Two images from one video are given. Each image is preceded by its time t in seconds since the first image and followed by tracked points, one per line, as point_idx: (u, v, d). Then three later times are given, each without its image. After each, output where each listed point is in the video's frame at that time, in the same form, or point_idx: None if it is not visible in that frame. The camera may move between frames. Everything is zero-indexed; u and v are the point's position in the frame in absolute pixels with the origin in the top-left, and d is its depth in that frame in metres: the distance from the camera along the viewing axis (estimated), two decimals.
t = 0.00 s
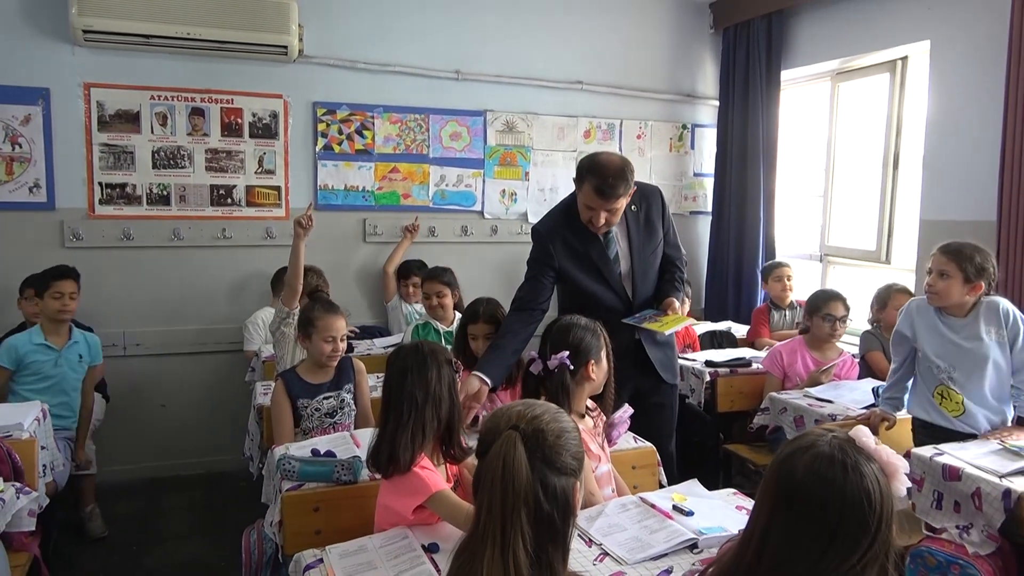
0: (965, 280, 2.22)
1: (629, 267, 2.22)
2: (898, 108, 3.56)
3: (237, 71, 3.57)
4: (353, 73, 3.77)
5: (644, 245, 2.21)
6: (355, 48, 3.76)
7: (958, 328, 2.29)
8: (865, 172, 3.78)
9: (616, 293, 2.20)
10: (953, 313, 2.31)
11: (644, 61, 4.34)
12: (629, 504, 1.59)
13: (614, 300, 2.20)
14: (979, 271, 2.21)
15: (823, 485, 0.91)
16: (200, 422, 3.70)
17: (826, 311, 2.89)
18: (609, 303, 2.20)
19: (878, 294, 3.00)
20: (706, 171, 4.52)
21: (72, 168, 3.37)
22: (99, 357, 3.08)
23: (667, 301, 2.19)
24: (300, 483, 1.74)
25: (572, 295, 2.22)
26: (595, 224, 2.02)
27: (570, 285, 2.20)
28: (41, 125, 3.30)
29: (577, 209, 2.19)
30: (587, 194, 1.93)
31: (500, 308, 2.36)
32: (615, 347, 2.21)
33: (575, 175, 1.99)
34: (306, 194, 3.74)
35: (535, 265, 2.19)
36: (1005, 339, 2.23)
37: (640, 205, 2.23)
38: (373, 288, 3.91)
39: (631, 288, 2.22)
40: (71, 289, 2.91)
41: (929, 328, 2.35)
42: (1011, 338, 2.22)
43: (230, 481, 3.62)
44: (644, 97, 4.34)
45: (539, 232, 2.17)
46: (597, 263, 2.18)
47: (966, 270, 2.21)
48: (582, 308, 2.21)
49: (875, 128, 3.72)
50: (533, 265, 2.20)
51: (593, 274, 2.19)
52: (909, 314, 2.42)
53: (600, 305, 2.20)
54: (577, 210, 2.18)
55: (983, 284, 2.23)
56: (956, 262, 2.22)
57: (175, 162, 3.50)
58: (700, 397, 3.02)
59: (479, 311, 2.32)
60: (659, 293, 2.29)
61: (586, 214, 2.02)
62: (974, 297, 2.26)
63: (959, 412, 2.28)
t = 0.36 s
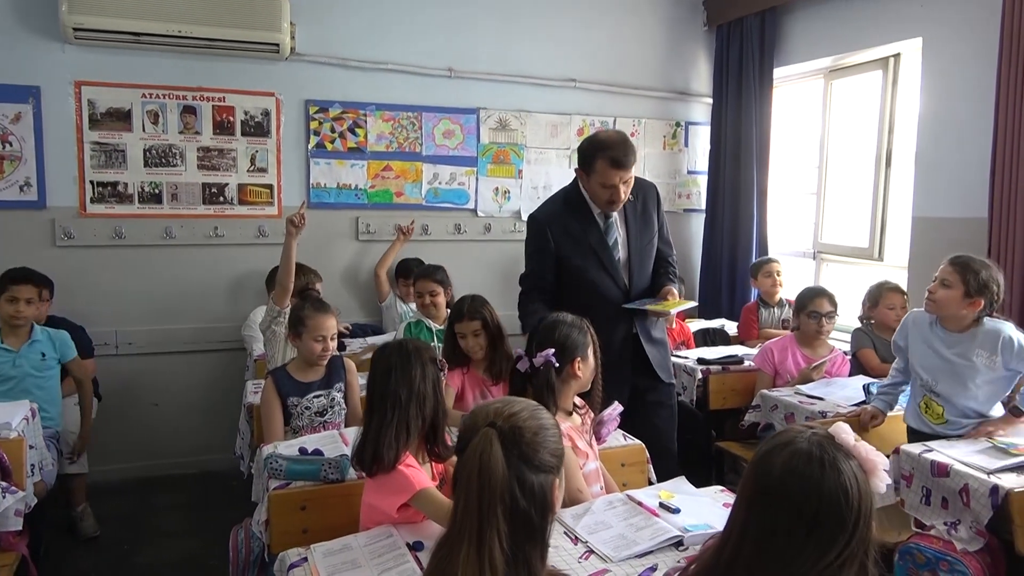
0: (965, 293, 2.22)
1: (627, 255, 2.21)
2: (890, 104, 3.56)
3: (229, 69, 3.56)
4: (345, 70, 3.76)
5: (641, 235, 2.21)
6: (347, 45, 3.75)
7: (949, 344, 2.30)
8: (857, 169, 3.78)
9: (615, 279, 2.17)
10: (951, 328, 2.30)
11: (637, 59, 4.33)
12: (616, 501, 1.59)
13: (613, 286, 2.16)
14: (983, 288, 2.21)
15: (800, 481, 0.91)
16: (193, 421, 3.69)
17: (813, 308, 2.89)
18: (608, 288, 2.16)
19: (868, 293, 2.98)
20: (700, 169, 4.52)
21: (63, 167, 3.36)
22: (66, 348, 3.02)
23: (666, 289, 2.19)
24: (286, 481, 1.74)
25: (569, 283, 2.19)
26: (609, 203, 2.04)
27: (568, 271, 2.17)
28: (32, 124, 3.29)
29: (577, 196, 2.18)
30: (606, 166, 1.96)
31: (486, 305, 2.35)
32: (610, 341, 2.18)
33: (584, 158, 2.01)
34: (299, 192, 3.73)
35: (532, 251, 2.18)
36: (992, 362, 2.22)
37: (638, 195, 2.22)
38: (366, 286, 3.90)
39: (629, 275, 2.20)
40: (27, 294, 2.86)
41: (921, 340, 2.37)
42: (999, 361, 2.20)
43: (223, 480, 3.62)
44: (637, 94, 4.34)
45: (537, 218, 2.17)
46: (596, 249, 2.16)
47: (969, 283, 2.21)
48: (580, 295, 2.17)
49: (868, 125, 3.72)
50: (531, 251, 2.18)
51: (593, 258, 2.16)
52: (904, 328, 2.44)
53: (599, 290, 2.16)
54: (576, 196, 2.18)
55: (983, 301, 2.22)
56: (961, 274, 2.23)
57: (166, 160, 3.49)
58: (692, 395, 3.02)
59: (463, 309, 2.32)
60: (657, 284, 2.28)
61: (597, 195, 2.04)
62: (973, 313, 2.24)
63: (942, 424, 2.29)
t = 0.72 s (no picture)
0: (952, 299, 2.22)
1: (639, 251, 2.20)
2: (883, 104, 3.56)
3: (221, 67, 3.55)
4: (338, 68, 3.75)
5: (652, 234, 2.21)
6: (340, 43, 3.75)
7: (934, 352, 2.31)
8: (851, 169, 3.78)
9: (627, 276, 2.16)
10: (941, 334, 2.31)
11: (632, 58, 4.32)
12: (596, 501, 1.59)
13: (625, 283, 2.15)
14: (974, 294, 2.20)
15: (767, 482, 0.90)
16: (184, 419, 3.69)
17: (802, 308, 2.89)
18: (620, 285, 2.14)
19: (859, 293, 2.97)
20: (694, 168, 4.51)
21: (54, 164, 3.35)
22: (48, 343, 3.03)
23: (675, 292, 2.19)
24: (268, 480, 1.74)
25: (580, 275, 2.17)
26: (643, 195, 2.06)
27: (581, 265, 2.14)
28: (23, 121, 3.28)
29: (593, 187, 2.16)
30: (646, 157, 1.98)
31: (470, 303, 2.35)
32: (618, 342, 2.16)
33: (616, 152, 2.01)
34: (291, 190, 3.72)
35: (543, 240, 2.15)
36: (967, 369, 2.22)
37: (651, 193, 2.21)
38: (358, 284, 3.90)
39: (640, 273, 2.19)
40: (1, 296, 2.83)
41: (909, 345, 2.40)
42: (974, 367, 2.20)
43: (213, 478, 3.61)
44: (631, 94, 4.33)
45: (552, 207, 2.14)
46: (612, 243, 2.13)
47: (956, 290, 2.21)
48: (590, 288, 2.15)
49: (861, 125, 3.72)
50: (542, 240, 2.15)
51: (607, 252, 2.14)
52: (898, 335, 2.47)
53: (610, 286, 2.14)
54: (593, 188, 2.15)
55: (972, 308, 2.21)
56: (950, 279, 2.22)
57: (158, 157, 3.48)
58: (683, 395, 3.03)
59: (446, 309, 2.32)
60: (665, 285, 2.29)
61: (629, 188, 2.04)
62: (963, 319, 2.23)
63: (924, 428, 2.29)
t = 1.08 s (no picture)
0: (943, 305, 2.23)
1: (679, 252, 2.19)
2: (882, 104, 3.54)
3: (220, 62, 3.55)
4: (337, 65, 3.75)
5: (694, 235, 2.21)
6: (340, 40, 3.75)
7: (923, 360, 2.30)
8: (850, 170, 3.76)
9: (666, 277, 2.15)
10: (932, 341, 2.31)
11: (633, 57, 4.31)
12: (580, 500, 1.58)
13: (663, 283, 2.14)
14: (966, 299, 2.22)
15: (734, 482, 0.92)
16: (180, 413, 3.70)
17: (796, 308, 2.88)
18: (659, 284, 2.14)
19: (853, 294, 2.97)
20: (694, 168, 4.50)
21: (53, 158, 3.37)
22: (51, 338, 3.07)
23: (708, 298, 2.19)
24: (254, 475, 1.74)
25: (618, 270, 2.16)
26: (692, 195, 2.06)
27: (622, 258, 2.13)
28: (22, 115, 3.30)
29: (642, 182, 2.15)
30: (705, 156, 1.99)
31: (460, 301, 2.36)
32: (651, 345, 2.15)
33: (675, 145, 2.01)
34: (289, 186, 3.73)
35: (587, 230, 2.14)
36: (950, 377, 2.22)
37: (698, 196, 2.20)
38: (356, 281, 3.90)
39: (679, 274, 2.18)
40: None
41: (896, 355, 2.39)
42: (956, 376, 2.21)
43: (208, 473, 3.62)
44: (631, 92, 4.32)
45: (600, 196, 2.12)
46: (655, 240, 2.13)
47: (946, 295, 2.23)
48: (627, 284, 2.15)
49: (861, 125, 3.70)
50: (586, 230, 2.14)
51: (650, 250, 2.13)
52: (890, 342, 2.45)
53: (650, 285, 2.13)
54: (642, 183, 2.14)
55: (962, 312, 2.23)
56: (940, 286, 2.25)
57: (156, 152, 3.49)
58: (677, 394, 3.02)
59: (434, 307, 2.33)
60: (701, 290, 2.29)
61: (680, 186, 2.04)
62: (954, 325, 2.25)
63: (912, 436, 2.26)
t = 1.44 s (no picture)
0: (943, 304, 2.22)
1: (705, 251, 2.17)
2: (883, 105, 3.52)
3: (220, 59, 3.56)
4: (338, 62, 3.76)
5: (718, 236, 2.19)
6: (341, 37, 3.75)
7: (923, 361, 2.29)
8: (850, 170, 3.74)
9: (690, 274, 2.12)
10: (932, 342, 2.29)
11: (634, 56, 4.31)
12: (567, 498, 1.58)
13: (688, 280, 2.11)
14: (966, 300, 2.21)
15: (711, 480, 0.94)
16: (179, 408, 3.72)
17: (794, 308, 2.87)
18: (684, 280, 2.11)
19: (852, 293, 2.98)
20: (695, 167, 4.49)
21: (54, 152, 3.38)
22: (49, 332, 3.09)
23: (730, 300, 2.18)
24: (244, 470, 1.75)
25: (644, 261, 2.11)
26: (721, 196, 2.06)
27: (649, 249, 2.09)
28: (23, 110, 3.31)
29: (674, 176, 2.11)
30: (745, 157, 1.98)
31: (456, 296, 2.35)
32: (670, 343, 2.12)
33: (718, 139, 1.97)
34: (289, 182, 3.73)
35: (616, 216, 2.09)
36: (950, 381, 2.21)
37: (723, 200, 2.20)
38: (355, 278, 3.91)
39: (703, 273, 2.16)
40: None
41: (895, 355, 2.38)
42: (957, 380, 2.20)
43: (206, 468, 3.63)
44: (632, 91, 4.32)
45: (633, 182, 2.08)
46: (684, 234, 2.10)
47: (946, 295, 2.22)
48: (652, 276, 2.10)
49: (861, 125, 3.68)
50: (615, 215, 2.09)
51: (678, 245, 2.09)
52: (889, 341, 2.43)
53: (674, 280, 2.10)
54: (675, 177, 2.10)
55: (962, 312, 2.22)
56: (939, 285, 2.24)
57: (156, 148, 3.50)
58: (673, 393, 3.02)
59: (430, 301, 2.32)
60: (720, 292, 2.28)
61: (713, 181, 2.02)
62: (954, 324, 2.24)
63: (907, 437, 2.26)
